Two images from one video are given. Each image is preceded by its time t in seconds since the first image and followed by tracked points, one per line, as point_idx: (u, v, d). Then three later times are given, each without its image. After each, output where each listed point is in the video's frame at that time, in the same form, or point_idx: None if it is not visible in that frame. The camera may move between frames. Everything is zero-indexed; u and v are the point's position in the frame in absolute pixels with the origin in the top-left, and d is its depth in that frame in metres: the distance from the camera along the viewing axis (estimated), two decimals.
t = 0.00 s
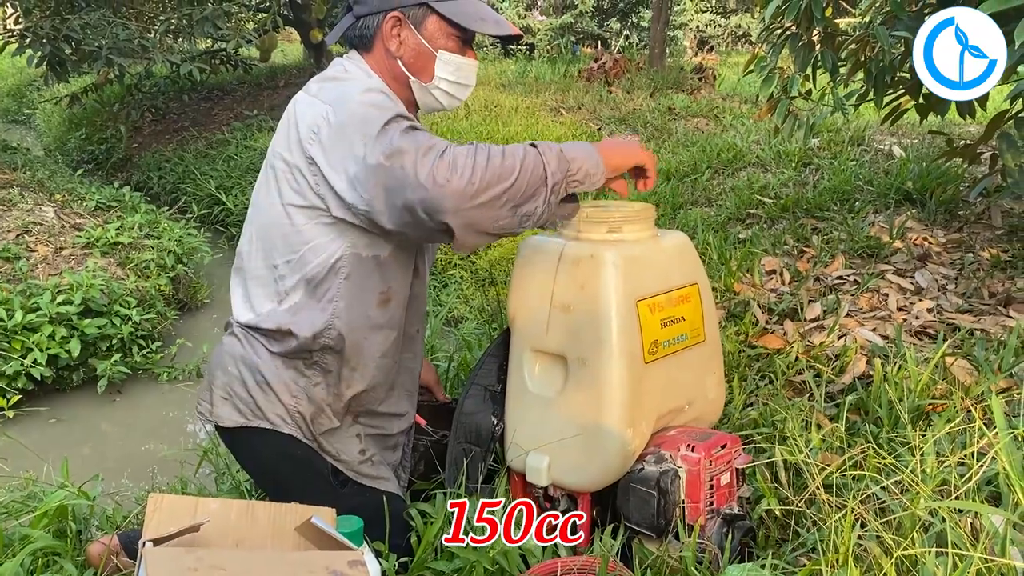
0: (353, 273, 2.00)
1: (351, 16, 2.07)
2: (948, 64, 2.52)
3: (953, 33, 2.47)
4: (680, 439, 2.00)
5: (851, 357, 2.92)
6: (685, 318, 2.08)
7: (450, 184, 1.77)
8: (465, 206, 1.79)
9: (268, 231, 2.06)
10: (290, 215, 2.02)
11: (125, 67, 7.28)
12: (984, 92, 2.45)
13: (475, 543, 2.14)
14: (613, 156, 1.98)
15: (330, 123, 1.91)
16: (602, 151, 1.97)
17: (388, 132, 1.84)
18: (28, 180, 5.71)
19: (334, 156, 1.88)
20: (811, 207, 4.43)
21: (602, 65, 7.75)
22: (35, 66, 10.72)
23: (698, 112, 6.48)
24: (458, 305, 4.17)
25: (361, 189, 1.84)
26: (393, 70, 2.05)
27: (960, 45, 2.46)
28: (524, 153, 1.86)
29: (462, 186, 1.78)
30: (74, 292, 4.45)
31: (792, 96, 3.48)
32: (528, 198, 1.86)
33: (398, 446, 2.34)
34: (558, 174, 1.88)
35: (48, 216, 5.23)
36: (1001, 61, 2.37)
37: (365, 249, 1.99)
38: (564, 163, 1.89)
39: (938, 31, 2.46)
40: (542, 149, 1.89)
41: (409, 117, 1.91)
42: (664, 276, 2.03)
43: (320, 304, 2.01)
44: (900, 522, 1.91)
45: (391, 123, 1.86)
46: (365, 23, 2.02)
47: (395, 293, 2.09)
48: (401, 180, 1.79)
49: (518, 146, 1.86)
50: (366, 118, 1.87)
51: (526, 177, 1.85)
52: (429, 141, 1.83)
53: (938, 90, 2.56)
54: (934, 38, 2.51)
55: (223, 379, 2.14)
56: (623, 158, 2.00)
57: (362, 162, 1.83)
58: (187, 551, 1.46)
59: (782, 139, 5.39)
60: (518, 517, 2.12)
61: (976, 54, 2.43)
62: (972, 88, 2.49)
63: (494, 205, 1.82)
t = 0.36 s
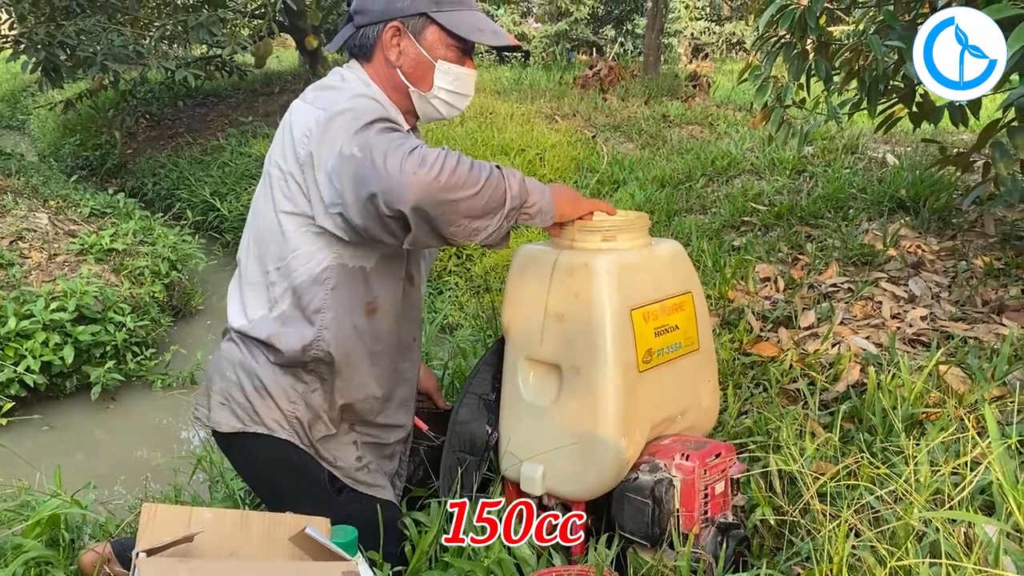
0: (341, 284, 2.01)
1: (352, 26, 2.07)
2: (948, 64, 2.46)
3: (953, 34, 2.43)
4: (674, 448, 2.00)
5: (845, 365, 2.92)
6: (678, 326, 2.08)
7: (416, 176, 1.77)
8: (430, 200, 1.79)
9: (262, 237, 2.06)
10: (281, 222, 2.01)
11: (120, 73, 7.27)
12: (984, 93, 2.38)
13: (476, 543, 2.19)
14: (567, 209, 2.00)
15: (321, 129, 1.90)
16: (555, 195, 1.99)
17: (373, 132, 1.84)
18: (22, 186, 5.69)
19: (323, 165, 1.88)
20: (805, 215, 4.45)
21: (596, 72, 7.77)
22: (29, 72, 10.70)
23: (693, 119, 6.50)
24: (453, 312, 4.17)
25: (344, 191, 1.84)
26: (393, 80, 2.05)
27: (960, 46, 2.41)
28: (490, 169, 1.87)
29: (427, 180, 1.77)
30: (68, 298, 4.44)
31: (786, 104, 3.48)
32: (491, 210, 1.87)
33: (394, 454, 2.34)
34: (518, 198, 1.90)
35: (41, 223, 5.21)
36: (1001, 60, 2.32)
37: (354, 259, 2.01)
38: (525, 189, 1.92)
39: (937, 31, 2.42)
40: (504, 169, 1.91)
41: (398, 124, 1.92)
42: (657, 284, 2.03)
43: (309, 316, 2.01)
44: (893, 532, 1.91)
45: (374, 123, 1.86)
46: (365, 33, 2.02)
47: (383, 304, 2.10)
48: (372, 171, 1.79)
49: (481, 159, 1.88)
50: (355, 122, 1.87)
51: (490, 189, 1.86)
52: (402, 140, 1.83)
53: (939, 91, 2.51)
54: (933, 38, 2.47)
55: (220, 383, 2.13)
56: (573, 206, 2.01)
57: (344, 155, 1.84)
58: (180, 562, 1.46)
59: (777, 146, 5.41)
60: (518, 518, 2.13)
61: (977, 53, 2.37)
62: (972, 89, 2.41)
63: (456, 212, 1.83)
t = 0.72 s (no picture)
0: (339, 294, 2.01)
1: (360, 32, 2.08)
2: (948, 64, 2.41)
3: (952, 34, 2.38)
4: (672, 452, 2.00)
5: (843, 369, 2.92)
6: (676, 330, 2.08)
7: (406, 222, 1.74)
8: (417, 244, 1.76)
9: (265, 243, 2.07)
10: (283, 231, 2.02)
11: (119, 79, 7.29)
12: (984, 93, 2.33)
13: (476, 543, 2.19)
14: (561, 217, 1.94)
15: (323, 145, 1.90)
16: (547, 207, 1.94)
17: (371, 163, 1.82)
18: (20, 191, 5.68)
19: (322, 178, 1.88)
20: (802, 219, 4.46)
21: (594, 77, 7.79)
22: (28, 77, 10.72)
23: (690, 124, 6.51)
24: (451, 316, 4.17)
25: (341, 222, 1.83)
26: (399, 87, 2.06)
27: (959, 46, 2.36)
28: (485, 207, 1.84)
29: (418, 227, 1.75)
30: (66, 303, 4.43)
31: (783, 109, 3.48)
32: (481, 252, 1.84)
33: (393, 460, 2.34)
34: (510, 238, 1.86)
35: (39, 228, 5.20)
36: (1001, 60, 2.27)
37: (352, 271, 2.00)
38: (519, 229, 1.87)
39: (937, 31, 2.37)
40: (502, 207, 1.87)
41: (402, 152, 1.89)
42: (654, 288, 2.03)
43: (308, 326, 2.02)
44: (891, 536, 1.91)
45: (374, 150, 1.84)
46: (372, 40, 2.03)
47: (382, 314, 2.09)
48: (363, 212, 1.77)
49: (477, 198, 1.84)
50: (356, 148, 1.85)
51: (482, 228, 1.82)
52: (398, 176, 1.80)
53: (938, 90, 2.45)
54: (934, 39, 2.41)
55: (222, 385, 2.13)
56: (571, 213, 1.96)
57: (341, 184, 1.82)
58: (178, 567, 1.46)
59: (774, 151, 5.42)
60: (519, 517, 2.12)
61: (977, 53, 2.32)
62: (972, 89, 2.36)
63: (445, 256, 1.80)
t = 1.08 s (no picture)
0: (336, 303, 2.01)
1: (365, 39, 2.08)
2: (947, 65, 2.39)
3: (951, 34, 2.35)
4: (672, 457, 1.99)
5: (843, 373, 2.92)
6: (675, 334, 2.08)
7: (405, 255, 1.73)
8: (418, 275, 1.76)
9: (265, 250, 2.08)
10: (281, 240, 2.02)
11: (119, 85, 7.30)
12: (985, 92, 2.32)
13: (475, 544, 2.20)
14: (559, 218, 1.93)
15: (322, 160, 1.88)
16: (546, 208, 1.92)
17: (369, 187, 1.80)
18: (20, 198, 5.69)
19: (317, 195, 1.87)
20: (802, 223, 4.46)
21: (593, 82, 7.79)
22: (28, 84, 10.74)
23: (690, 128, 6.52)
24: (451, 321, 4.17)
25: (340, 248, 1.82)
26: (403, 95, 2.06)
27: (959, 46, 2.33)
28: (485, 224, 1.83)
29: (418, 259, 1.74)
30: (66, 309, 4.43)
31: (782, 113, 3.49)
32: (479, 273, 1.83)
33: (394, 467, 2.34)
34: (512, 252, 1.86)
35: (40, 234, 5.20)
36: (1002, 61, 2.25)
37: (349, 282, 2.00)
38: (521, 240, 1.86)
39: (936, 32, 2.34)
40: (501, 222, 1.85)
41: (403, 172, 1.87)
42: (655, 292, 2.03)
43: (304, 335, 2.02)
44: (891, 541, 1.91)
45: (372, 175, 1.81)
46: (377, 48, 2.04)
47: (380, 323, 2.09)
48: (363, 244, 1.76)
49: (478, 216, 1.82)
50: (354, 168, 1.83)
51: (482, 246, 1.81)
52: (396, 204, 1.77)
53: (937, 90, 2.42)
54: (933, 39, 2.38)
55: (223, 390, 2.13)
56: (570, 211, 1.94)
57: (339, 209, 1.81)
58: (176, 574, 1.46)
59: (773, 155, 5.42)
60: (518, 518, 2.10)
61: (977, 54, 2.31)
62: (972, 89, 2.35)
63: (445, 283, 1.80)
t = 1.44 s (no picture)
0: (331, 310, 2.02)
1: (362, 44, 2.09)
2: (947, 65, 2.39)
3: (952, 33, 2.35)
4: (674, 460, 1.99)
5: (844, 375, 2.92)
6: (676, 338, 2.08)
7: (403, 264, 1.74)
8: (415, 285, 1.76)
9: (263, 257, 2.09)
10: (276, 247, 2.03)
11: (120, 91, 7.32)
12: (985, 93, 2.32)
13: (475, 543, 2.24)
14: (550, 230, 1.96)
15: (318, 168, 1.89)
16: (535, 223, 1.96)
17: (366, 193, 1.80)
18: (22, 205, 5.70)
19: (312, 203, 1.87)
20: (804, 225, 4.47)
21: (594, 85, 7.80)
22: (31, 91, 10.78)
23: (691, 131, 6.53)
24: (453, 325, 4.17)
25: (335, 255, 1.82)
26: (399, 100, 2.07)
27: (959, 46, 2.34)
28: (476, 237, 1.85)
29: (416, 267, 1.74)
30: (68, 316, 4.44)
31: (782, 117, 3.49)
32: (471, 284, 1.85)
33: (397, 473, 2.34)
34: (504, 260, 1.87)
35: (42, 240, 5.21)
36: (1001, 61, 2.25)
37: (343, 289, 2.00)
38: (512, 248, 1.89)
39: (936, 32, 2.35)
40: (490, 232, 1.88)
41: (398, 180, 1.88)
42: (656, 297, 2.03)
43: (301, 341, 2.02)
44: (894, 544, 1.91)
45: (367, 183, 1.82)
46: (374, 53, 2.04)
47: (376, 329, 2.09)
48: (361, 252, 1.76)
49: (469, 229, 1.84)
50: (350, 176, 1.84)
51: (474, 257, 1.83)
52: (393, 212, 1.78)
53: (939, 90, 2.44)
54: (933, 39, 2.39)
55: (225, 395, 2.13)
56: (561, 223, 1.98)
57: (336, 216, 1.81)
58: None
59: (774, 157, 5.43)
60: (518, 518, 2.10)
61: (976, 53, 2.30)
62: (973, 88, 2.35)
63: (440, 293, 1.81)
